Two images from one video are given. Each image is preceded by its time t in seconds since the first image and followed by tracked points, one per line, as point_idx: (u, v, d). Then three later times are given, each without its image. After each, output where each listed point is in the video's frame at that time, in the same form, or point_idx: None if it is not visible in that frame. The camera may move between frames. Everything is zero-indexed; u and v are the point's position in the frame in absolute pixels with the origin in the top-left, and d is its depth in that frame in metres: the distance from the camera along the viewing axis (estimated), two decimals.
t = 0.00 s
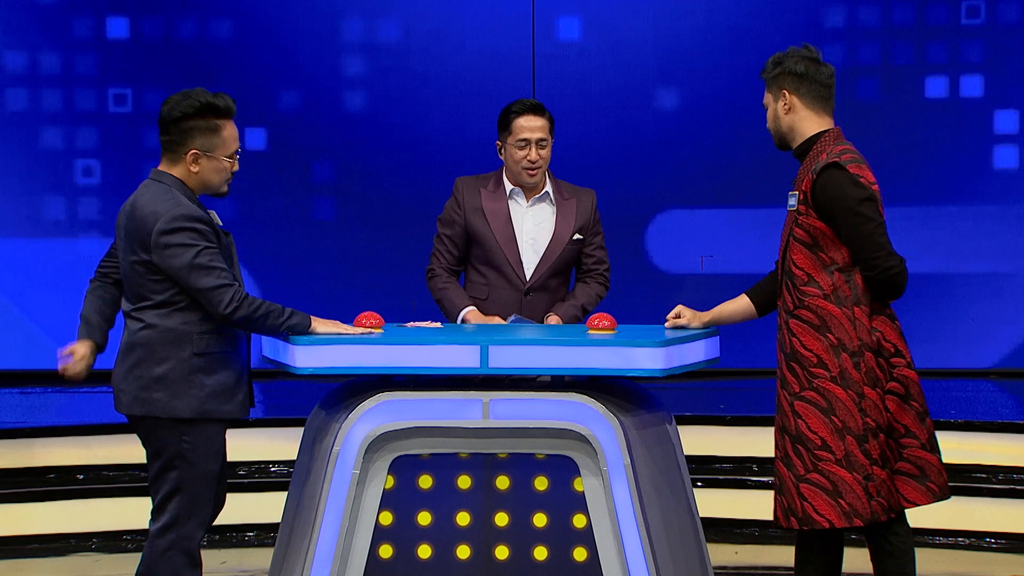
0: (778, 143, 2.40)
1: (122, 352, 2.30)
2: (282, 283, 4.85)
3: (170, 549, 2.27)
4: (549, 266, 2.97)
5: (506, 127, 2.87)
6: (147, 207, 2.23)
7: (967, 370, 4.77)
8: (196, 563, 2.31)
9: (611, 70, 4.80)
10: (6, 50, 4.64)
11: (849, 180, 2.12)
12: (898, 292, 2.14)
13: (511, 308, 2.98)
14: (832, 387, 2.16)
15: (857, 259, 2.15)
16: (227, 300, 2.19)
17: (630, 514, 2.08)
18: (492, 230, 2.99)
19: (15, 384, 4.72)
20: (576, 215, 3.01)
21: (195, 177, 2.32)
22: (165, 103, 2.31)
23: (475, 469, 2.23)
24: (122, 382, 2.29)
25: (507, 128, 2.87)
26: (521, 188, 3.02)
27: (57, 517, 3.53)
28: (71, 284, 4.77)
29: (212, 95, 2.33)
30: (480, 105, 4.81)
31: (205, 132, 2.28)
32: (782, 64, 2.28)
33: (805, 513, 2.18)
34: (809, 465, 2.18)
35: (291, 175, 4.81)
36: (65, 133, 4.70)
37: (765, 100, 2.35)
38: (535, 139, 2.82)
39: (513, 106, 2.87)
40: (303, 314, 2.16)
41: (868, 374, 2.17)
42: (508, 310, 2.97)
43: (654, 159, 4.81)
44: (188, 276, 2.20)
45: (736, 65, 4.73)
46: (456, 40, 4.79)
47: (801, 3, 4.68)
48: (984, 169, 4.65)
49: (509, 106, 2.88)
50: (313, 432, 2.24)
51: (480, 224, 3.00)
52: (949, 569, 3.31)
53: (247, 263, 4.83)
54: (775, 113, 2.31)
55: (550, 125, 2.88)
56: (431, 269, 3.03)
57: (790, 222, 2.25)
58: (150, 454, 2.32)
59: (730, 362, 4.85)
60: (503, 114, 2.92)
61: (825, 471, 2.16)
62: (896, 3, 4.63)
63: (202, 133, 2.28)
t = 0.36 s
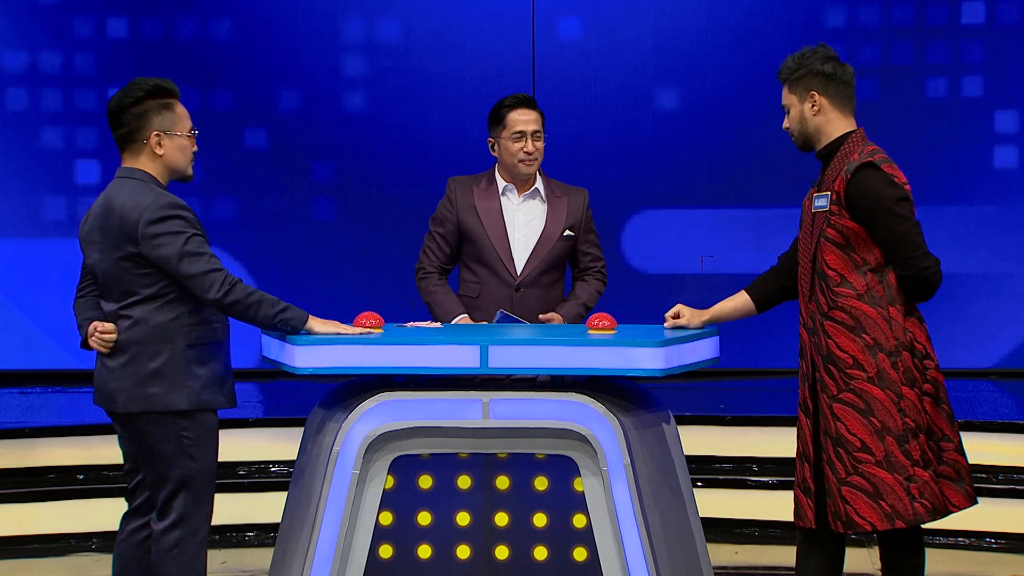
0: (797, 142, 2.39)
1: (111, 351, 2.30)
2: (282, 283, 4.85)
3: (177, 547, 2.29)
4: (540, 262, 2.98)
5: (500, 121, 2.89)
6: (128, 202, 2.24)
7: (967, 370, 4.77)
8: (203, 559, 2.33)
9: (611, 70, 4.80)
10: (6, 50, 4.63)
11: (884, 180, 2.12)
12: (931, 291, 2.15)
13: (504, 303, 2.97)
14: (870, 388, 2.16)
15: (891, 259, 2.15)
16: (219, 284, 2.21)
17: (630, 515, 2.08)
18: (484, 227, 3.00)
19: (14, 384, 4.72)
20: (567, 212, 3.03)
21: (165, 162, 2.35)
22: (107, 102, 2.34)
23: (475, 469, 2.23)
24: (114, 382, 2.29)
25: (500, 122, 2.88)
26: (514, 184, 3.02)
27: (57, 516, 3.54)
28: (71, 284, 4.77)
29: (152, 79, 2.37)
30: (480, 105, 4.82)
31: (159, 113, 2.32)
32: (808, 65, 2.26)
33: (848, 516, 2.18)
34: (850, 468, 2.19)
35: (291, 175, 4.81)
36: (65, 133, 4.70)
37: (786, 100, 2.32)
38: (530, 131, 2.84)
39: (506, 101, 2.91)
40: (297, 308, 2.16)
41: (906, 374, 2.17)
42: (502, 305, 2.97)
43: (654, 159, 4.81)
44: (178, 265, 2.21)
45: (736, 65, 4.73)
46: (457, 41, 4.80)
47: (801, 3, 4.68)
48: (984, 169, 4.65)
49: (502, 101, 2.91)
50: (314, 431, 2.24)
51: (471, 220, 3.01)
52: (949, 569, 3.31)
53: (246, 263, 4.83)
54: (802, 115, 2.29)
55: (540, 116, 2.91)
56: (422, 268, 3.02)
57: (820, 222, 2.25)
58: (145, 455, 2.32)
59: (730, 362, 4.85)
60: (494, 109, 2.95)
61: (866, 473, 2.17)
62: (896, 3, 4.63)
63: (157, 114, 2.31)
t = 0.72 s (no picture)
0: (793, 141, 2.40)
1: (97, 355, 2.31)
2: (282, 283, 4.85)
3: (186, 541, 2.30)
4: (506, 259, 3.01)
5: (465, 120, 2.96)
6: (112, 205, 2.26)
7: (967, 370, 4.77)
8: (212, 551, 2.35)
9: (611, 70, 4.80)
10: (6, 50, 4.63)
11: (901, 182, 2.16)
12: (940, 295, 2.16)
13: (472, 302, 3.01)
14: (882, 388, 2.18)
15: (901, 259, 2.19)
16: (211, 278, 2.25)
17: (630, 515, 2.08)
18: (451, 226, 3.04)
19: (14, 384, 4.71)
20: (535, 209, 3.05)
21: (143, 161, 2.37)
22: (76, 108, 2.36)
23: (475, 469, 2.23)
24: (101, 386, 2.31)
25: (465, 120, 2.95)
26: (481, 181, 3.07)
27: (58, 516, 3.54)
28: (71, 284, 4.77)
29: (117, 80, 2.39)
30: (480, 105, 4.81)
31: (131, 113, 2.34)
32: (812, 63, 2.29)
33: (858, 516, 2.21)
34: (860, 468, 2.21)
35: (291, 175, 4.81)
36: (65, 133, 4.70)
37: (785, 97, 2.34)
38: (494, 129, 2.91)
39: (471, 99, 2.98)
40: (293, 305, 2.24)
41: (916, 374, 2.20)
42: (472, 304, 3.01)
43: (654, 160, 4.81)
44: (167, 265, 2.24)
45: (736, 66, 4.73)
46: (456, 41, 4.80)
47: (801, 4, 4.68)
48: (985, 169, 4.65)
49: (468, 100, 2.98)
50: (314, 431, 2.24)
51: (438, 220, 3.05)
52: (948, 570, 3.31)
53: (247, 263, 4.83)
54: (804, 112, 2.31)
55: (506, 114, 2.97)
56: (394, 265, 3.09)
57: (828, 221, 2.24)
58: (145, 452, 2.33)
59: (731, 362, 4.85)
60: (461, 108, 3.01)
61: (877, 473, 2.19)
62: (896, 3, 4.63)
63: (129, 114, 2.34)
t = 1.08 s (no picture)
0: (760, 140, 2.39)
1: (99, 355, 2.32)
2: (281, 283, 4.85)
3: (189, 541, 2.30)
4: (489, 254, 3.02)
5: (438, 121, 2.95)
6: (115, 206, 2.27)
7: (967, 370, 4.77)
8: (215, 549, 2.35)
9: (611, 70, 4.80)
10: (6, 50, 4.63)
11: (873, 182, 2.17)
12: (910, 293, 2.20)
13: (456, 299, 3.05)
14: (854, 387, 2.19)
15: (872, 259, 2.20)
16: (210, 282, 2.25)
17: (630, 515, 2.08)
18: (433, 224, 3.03)
19: (14, 385, 4.72)
20: (513, 203, 3.08)
21: (145, 161, 2.37)
22: (76, 108, 2.36)
23: (475, 469, 2.23)
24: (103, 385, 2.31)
25: (438, 122, 2.94)
26: (459, 179, 3.07)
27: (58, 516, 3.55)
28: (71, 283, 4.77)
29: (117, 80, 2.38)
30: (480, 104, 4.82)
31: (130, 113, 2.34)
32: (781, 63, 2.28)
33: (827, 515, 2.21)
34: (831, 467, 2.21)
35: (291, 175, 4.81)
36: (65, 133, 4.70)
37: (754, 95, 2.31)
38: (465, 131, 2.90)
39: (444, 101, 2.96)
40: (294, 307, 2.24)
41: (886, 373, 2.22)
42: (456, 300, 3.05)
43: (654, 160, 4.81)
44: (166, 267, 2.23)
45: (736, 66, 4.73)
46: (457, 41, 4.80)
47: (801, 4, 4.68)
48: (984, 169, 4.65)
49: (440, 102, 2.96)
50: (314, 430, 2.24)
51: (420, 218, 3.04)
52: (948, 570, 3.32)
53: (246, 262, 4.83)
54: (774, 112, 2.29)
55: (478, 115, 2.95)
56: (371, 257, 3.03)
57: (800, 222, 2.24)
58: (146, 452, 2.34)
59: (731, 362, 4.85)
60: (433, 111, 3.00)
61: (849, 471, 2.19)
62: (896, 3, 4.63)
63: (127, 114, 2.33)
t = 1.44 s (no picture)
0: (724, 151, 2.41)
1: (118, 354, 2.33)
2: (282, 283, 4.85)
3: (195, 546, 2.29)
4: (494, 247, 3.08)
5: (447, 118, 2.94)
6: (128, 207, 2.27)
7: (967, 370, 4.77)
8: (222, 553, 2.34)
9: (612, 70, 4.80)
10: (6, 50, 4.63)
11: (835, 184, 2.16)
12: (882, 290, 2.20)
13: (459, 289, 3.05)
14: (827, 389, 2.19)
15: (841, 260, 2.20)
16: (223, 285, 2.22)
17: (630, 514, 2.07)
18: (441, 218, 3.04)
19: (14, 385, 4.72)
20: (515, 196, 3.10)
21: (161, 161, 2.37)
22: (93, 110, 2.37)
23: (475, 469, 2.23)
24: (123, 384, 2.32)
25: (447, 119, 2.93)
26: (468, 175, 3.06)
27: (58, 516, 3.56)
28: (71, 284, 4.77)
29: (130, 81, 2.38)
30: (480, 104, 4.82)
31: (143, 113, 2.34)
32: (734, 75, 2.28)
33: (806, 517, 2.20)
34: (807, 469, 2.20)
35: (291, 175, 4.81)
36: (65, 134, 4.70)
37: (713, 111, 2.32)
38: (474, 129, 2.89)
39: (454, 98, 2.93)
40: (306, 302, 2.26)
41: (858, 373, 2.22)
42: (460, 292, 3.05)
43: (654, 159, 4.81)
44: (179, 269, 2.22)
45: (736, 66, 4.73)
46: (457, 40, 4.80)
47: (802, 3, 4.68)
48: (985, 169, 4.64)
49: (451, 99, 2.93)
50: (312, 431, 2.24)
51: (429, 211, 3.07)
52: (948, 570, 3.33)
53: (247, 262, 4.83)
54: (735, 124, 2.31)
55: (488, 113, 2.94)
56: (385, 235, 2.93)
57: (768, 228, 2.26)
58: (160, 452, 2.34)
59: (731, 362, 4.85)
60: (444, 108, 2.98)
61: (825, 473, 2.18)
62: (897, 2, 4.63)
63: (142, 114, 2.33)
